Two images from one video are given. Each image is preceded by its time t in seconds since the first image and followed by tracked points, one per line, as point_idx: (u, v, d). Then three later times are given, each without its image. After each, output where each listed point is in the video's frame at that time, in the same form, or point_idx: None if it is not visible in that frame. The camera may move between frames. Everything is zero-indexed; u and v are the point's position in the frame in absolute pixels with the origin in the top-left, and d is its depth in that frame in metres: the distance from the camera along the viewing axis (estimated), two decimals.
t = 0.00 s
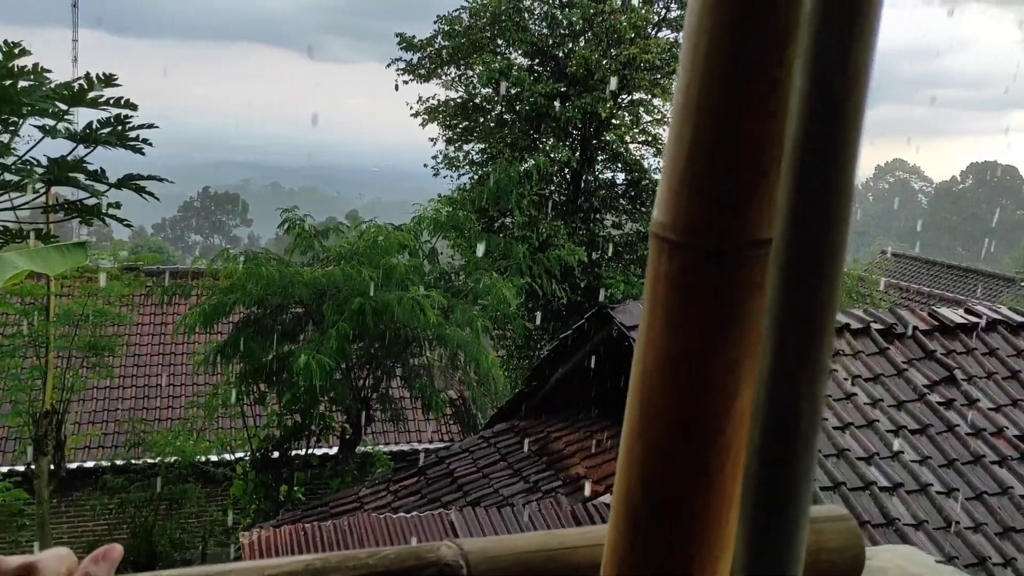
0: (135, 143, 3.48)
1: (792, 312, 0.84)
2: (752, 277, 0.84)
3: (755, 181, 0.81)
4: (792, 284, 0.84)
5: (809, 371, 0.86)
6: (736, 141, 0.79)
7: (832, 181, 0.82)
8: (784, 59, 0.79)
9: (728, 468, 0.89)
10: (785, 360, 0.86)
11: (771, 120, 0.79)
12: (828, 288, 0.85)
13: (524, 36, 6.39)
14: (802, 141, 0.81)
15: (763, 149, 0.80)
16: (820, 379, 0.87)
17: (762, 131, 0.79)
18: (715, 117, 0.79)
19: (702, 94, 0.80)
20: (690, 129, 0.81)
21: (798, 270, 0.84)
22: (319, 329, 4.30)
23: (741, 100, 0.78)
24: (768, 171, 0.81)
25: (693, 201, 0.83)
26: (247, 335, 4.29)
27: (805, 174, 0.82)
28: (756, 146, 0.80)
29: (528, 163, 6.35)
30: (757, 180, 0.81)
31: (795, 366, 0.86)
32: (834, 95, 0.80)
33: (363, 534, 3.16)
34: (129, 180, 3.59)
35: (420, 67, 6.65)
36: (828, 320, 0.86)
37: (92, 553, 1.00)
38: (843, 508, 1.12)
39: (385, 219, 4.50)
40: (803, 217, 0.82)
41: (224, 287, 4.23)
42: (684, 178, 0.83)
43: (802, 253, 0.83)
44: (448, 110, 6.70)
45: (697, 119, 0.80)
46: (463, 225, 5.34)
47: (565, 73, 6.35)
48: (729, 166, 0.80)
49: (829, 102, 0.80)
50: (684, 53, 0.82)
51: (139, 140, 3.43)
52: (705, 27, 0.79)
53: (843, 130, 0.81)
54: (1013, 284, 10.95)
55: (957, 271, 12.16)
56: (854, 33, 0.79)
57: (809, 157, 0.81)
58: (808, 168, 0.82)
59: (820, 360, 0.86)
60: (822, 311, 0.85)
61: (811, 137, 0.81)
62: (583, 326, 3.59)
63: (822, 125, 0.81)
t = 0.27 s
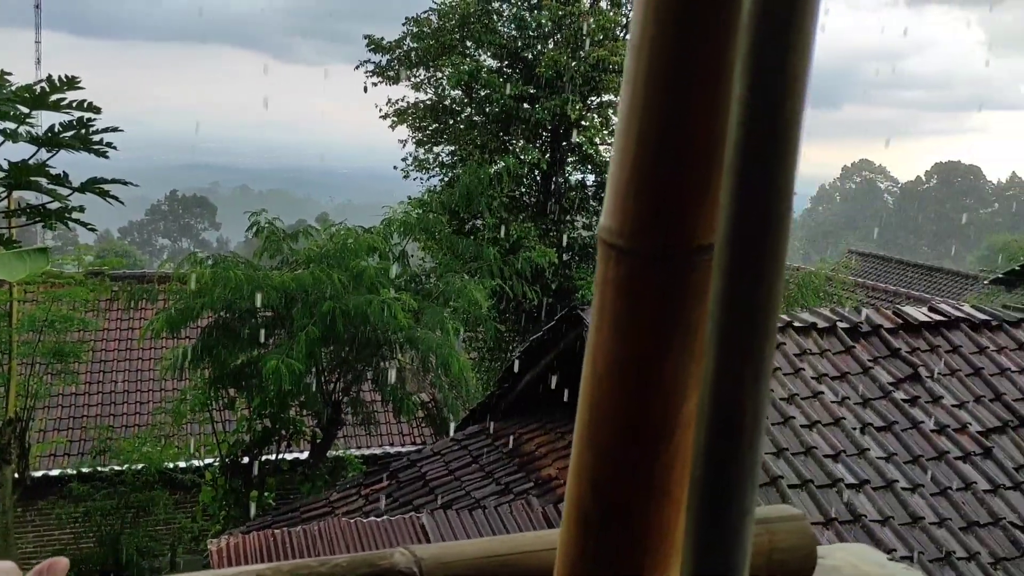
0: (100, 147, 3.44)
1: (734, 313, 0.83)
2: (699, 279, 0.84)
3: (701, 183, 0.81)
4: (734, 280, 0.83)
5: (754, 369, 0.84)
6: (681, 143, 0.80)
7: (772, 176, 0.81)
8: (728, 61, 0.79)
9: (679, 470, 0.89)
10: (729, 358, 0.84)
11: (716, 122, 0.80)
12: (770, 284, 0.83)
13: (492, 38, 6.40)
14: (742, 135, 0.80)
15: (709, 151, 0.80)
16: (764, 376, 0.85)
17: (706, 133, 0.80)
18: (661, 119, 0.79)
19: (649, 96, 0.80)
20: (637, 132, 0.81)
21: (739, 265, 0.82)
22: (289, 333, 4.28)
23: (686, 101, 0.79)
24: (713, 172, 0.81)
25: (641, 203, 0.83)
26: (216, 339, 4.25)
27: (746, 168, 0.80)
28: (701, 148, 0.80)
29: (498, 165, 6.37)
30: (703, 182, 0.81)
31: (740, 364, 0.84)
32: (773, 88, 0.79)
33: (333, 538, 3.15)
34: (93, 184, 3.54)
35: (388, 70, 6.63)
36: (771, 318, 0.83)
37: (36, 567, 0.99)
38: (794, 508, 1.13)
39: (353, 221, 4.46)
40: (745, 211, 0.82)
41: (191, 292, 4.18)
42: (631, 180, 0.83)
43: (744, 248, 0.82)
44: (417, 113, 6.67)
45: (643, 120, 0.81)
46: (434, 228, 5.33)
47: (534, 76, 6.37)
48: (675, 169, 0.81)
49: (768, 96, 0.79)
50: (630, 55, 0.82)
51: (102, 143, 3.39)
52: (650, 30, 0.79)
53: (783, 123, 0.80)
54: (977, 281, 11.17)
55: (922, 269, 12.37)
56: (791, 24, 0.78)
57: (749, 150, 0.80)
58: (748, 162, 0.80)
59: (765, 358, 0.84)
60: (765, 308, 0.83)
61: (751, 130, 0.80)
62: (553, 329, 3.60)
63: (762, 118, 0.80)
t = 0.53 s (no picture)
0: (68, 150, 3.38)
1: (676, 316, 0.83)
2: (643, 279, 0.84)
3: (643, 183, 0.82)
4: (678, 280, 0.83)
5: (699, 370, 0.84)
6: (622, 143, 0.80)
7: (714, 177, 0.81)
8: (668, 62, 0.79)
9: (627, 471, 0.89)
10: (673, 358, 0.84)
11: (657, 123, 0.80)
12: (714, 285, 0.83)
13: (466, 41, 6.39)
14: (682, 136, 0.80)
15: (649, 151, 0.81)
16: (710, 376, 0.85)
17: (647, 133, 0.80)
18: (602, 119, 0.80)
19: (590, 97, 0.81)
20: (580, 132, 0.82)
21: (683, 266, 0.82)
22: (262, 338, 4.25)
23: (627, 101, 0.79)
24: (654, 173, 0.82)
25: (586, 204, 0.83)
26: (188, 345, 4.20)
27: (687, 169, 0.80)
28: (642, 149, 0.80)
29: (472, 168, 6.36)
30: (644, 183, 0.82)
31: (683, 364, 0.84)
32: (713, 90, 0.79)
33: (307, 543, 3.14)
34: (61, 189, 3.48)
35: (361, 73, 6.61)
36: (715, 318, 0.84)
37: None
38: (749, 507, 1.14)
39: (326, 224, 4.44)
40: (687, 212, 0.81)
41: (161, 297, 4.13)
42: (575, 181, 0.83)
43: (688, 249, 0.82)
44: (391, 116, 6.68)
45: (586, 121, 0.81)
46: (408, 230, 5.32)
47: (508, 78, 6.37)
48: (617, 168, 0.81)
49: (708, 97, 0.79)
50: (575, 57, 0.82)
51: (70, 148, 3.34)
52: (591, 32, 0.80)
53: (723, 123, 0.80)
54: (946, 279, 11.36)
55: (894, 267, 12.55)
56: (730, 26, 0.79)
57: (690, 151, 0.80)
58: (689, 163, 0.80)
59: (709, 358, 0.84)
60: (708, 308, 0.83)
61: (691, 131, 0.80)
62: (527, 331, 3.60)
63: (703, 119, 0.80)
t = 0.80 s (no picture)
0: (40, 154, 3.36)
1: (624, 320, 0.84)
2: (592, 282, 0.84)
3: (590, 186, 0.82)
4: (626, 283, 0.83)
5: (646, 372, 0.84)
6: (568, 146, 0.80)
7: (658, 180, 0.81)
8: (613, 65, 0.79)
9: (578, 476, 0.88)
10: (622, 362, 0.84)
11: (604, 125, 0.80)
12: (661, 288, 0.83)
13: (443, 43, 6.39)
14: (627, 140, 0.80)
15: (595, 154, 0.81)
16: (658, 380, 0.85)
17: (594, 136, 0.80)
18: (550, 122, 0.80)
19: (538, 100, 0.81)
20: (529, 137, 0.82)
21: (629, 269, 0.82)
22: (238, 342, 4.23)
23: (574, 105, 0.79)
24: (601, 176, 0.82)
25: (536, 208, 0.83)
26: (164, 350, 4.17)
27: (633, 172, 0.80)
28: (588, 152, 0.80)
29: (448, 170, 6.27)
30: (591, 186, 0.82)
31: (631, 367, 0.84)
32: (656, 94, 0.79)
33: (284, 550, 3.12)
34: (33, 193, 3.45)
35: (337, 75, 6.58)
36: (662, 322, 0.84)
37: None
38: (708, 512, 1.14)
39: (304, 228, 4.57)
40: (633, 216, 0.81)
41: (136, 302, 4.11)
42: (524, 182, 0.84)
43: (634, 253, 0.82)
44: (367, 118, 6.67)
45: (533, 124, 0.81)
46: (386, 233, 5.31)
47: (485, 80, 6.37)
48: (564, 172, 0.81)
49: (652, 101, 0.79)
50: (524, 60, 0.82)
51: (42, 151, 3.31)
52: (539, 34, 0.80)
53: (668, 127, 0.80)
54: (921, 278, 11.52)
55: (870, 267, 12.70)
56: (675, 28, 0.78)
57: (636, 155, 0.80)
58: (635, 167, 0.80)
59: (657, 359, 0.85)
60: (655, 313, 0.84)
61: (636, 135, 0.80)
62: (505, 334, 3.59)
63: (648, 123, 0.80)
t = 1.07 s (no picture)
0: (11, 159, 3.32)
1: (576, 320, 0.84)
2: (546, 282, 0.84)
3: (544, 187, 0.81)
4: (580, 283, 0.83)
5: (601, 371, 0.85)
6: (522, 147, 0.80)
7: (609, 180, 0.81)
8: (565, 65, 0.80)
9: (535, 477, 0.88)
10: (578, 362, 0.84)
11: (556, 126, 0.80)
12: (614, 288, 0.84)
13: (419, 45, 6.38)
14: (579, 141, 0.80)
15: (548, 155, 0.81)
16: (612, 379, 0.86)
17: (547, 136, 0.80)
18: (503, 122, 0.79)
19: (490, 99, 0.80)
20: (483, 138, 0.81)
21: (583, 270, 0.83)
22: (214, 347, 4.21)
23: (526, 104, 0.79)
24: (554, 176, 0.81)
25: (490, 209, 0.82)
26: (138, 356, 4.14)
27: (585, 173, 0.81)
28: (541, 152, 0.80)
29: (426, 172, 6.21)
30: (545, 186, 0.81)
31: (587, 367, 0.84)
32: (607, 95, 0.80)
33: (262, 556, 3.09)
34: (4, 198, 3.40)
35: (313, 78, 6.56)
36: (615, 321, 0.84)
37: None
38: (672, 514, 1.14)
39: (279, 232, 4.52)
40: (586, 216, 0.82)
41: (111, 306, 4.08)
42: (478, 183, 0.83)
43: (588, 253, 0.82)
44: (344, 120, 6.64)
45: (486, 124, 0.81)
46: (363, 236, 5.29)
47: (462, 82, 6.36)
48: (520, 172, 0.80)
49: (602, 102, 0.80)
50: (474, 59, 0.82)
51: (12, 155, 3.27)
52: (490, 33, 0.79)
53: (618, 128, 0.81)
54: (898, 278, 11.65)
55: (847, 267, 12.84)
56: (622, 31, 0.79)
57: (587, 156, 0.81)
58: (587, 168, 0.81)
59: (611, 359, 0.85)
60: (609, 314, 0.84)
61: (588, 137, 0.80)
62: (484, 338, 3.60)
63: (599, 124, 0.80)
